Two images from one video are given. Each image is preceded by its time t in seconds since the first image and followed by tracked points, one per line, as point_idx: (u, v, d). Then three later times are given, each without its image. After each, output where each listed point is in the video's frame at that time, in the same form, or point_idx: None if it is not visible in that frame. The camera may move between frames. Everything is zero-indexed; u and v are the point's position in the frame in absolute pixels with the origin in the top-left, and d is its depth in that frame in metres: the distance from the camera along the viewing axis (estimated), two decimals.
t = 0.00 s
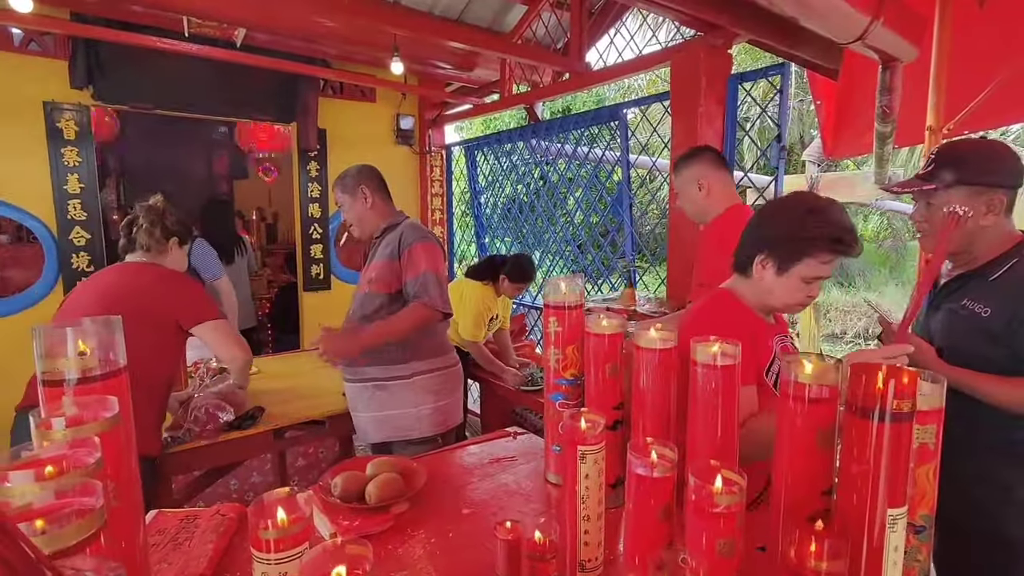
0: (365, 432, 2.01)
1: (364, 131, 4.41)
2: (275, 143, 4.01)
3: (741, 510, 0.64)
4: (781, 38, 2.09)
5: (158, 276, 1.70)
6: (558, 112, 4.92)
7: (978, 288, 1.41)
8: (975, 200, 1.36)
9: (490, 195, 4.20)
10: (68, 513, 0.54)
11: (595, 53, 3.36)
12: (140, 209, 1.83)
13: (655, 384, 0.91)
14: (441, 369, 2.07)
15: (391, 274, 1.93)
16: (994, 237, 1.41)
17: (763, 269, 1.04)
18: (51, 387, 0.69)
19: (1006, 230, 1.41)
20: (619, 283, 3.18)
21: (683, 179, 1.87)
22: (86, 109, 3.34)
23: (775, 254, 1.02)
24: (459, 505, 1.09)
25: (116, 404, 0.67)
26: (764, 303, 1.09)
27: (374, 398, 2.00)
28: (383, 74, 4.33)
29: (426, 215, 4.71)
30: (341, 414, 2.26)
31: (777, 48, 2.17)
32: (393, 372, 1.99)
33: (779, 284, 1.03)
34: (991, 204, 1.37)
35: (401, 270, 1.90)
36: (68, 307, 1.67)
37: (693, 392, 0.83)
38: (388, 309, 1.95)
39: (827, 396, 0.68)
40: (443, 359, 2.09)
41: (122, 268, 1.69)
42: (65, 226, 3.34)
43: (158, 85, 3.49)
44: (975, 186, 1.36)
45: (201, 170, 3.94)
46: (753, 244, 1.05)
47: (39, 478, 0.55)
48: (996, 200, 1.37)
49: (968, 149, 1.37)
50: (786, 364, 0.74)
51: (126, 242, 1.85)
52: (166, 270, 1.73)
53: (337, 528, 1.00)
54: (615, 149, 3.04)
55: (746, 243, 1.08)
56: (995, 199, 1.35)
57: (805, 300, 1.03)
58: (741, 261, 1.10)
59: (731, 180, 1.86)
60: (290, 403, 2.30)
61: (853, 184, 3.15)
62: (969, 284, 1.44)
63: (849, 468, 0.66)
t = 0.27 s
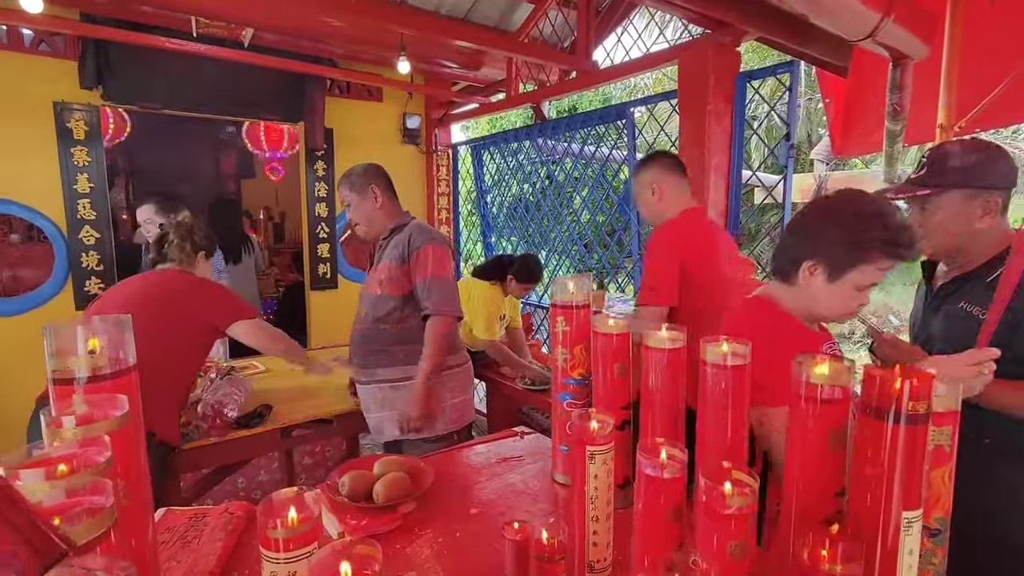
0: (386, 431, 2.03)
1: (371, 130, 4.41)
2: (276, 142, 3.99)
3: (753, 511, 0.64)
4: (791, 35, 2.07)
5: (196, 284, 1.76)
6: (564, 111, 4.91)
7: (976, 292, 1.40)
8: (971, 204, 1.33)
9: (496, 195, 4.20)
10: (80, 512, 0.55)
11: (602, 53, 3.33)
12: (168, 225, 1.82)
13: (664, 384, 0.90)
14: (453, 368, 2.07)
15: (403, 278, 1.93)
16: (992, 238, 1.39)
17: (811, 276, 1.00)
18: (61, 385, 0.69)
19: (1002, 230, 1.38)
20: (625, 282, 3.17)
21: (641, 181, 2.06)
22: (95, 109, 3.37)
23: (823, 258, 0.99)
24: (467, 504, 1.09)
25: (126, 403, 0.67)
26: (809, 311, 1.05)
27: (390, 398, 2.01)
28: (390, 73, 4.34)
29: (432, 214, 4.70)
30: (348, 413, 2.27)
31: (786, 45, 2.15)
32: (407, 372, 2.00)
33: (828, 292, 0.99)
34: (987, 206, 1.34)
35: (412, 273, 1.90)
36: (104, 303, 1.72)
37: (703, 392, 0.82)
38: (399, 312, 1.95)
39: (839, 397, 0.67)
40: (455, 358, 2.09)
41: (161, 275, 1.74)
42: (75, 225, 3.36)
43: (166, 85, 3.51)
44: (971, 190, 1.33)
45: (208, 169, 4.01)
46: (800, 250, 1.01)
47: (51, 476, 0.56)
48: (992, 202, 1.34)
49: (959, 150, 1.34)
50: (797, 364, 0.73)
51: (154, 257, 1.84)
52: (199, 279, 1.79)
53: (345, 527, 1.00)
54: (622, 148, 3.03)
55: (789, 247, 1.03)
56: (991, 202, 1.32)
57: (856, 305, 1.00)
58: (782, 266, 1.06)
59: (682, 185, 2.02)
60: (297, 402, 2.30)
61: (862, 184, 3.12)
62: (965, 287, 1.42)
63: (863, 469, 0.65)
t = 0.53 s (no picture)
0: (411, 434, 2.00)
1: (381, 129, 4.42)
2: (291, 142, 4.04)
3: (770, 513, 0.63)
4: (806, 32, 2.05)
5: (225, 294, 1.89)
6: (573, 109, 4.90)
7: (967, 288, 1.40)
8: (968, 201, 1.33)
9: (506, 193, 4.19)
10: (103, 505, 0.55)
11: (613, 49, 3.35)
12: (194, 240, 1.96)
13: (678, 384, 0.89)
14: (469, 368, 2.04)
15: (431, 282, 1.92)
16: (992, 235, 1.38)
17: (875, 280, 0.98)
18: (80, 382, 0.69)
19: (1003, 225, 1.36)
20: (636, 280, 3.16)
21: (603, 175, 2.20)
22: (111, 109, 3.41)
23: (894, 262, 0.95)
24: (478, 503, 1.09)
25: (143, 399, 0.68)
26: (870, 318, 1.03)
27: (410, 402, 1.98)
28: (401, 72, 4.35)
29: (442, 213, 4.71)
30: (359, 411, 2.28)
31: (801, 42, 2.12)
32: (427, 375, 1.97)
33: (893, 297, 0.97)
34: (984, 204, 1.33)
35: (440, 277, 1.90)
36: (138, 300, 1.81)
37: (717, 392, 0.82)
38: (422, 316, 1.94)
39: (858, 397, 0.66)
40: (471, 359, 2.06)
41: (195, 281, 1.85)
42: (91, 223, 3.40)
43: (179, 85, 3.55)
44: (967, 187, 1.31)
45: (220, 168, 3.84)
46: (868, 250, 0.98)
47: (73, 471, 0.57)
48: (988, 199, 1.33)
49: (966, 147, 1.30)
50: (815, 363, 0.71)
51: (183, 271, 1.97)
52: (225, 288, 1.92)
53: (358, 524, 1.00)
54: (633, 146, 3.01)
55: (852, 250, 1.01)
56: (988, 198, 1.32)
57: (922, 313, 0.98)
58: (843, 269, 1.03)
59: (642, 177, 2.15)
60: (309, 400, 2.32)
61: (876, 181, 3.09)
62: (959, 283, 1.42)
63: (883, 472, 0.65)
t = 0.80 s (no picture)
0: (428, 442, 1.92)
1: (398, 127, 4.44)
2: (311, 142, 4.09)
3: (795, 515, 0.62)
4: (829, 25, 2.01)
5: (251, 292, 1.93)
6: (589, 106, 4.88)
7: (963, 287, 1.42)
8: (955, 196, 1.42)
9: (522, 191, 4.19)
10: (132, 499, 0.55)
11: (631, 46, 3.34)
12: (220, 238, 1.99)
13: (699, 383, 0.88)
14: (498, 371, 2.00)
15: (469, 284, 1.89)
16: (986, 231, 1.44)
17: (960, 285, 0.94)
18: (109, 376, 0.71)
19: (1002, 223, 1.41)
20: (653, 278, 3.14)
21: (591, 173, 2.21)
22: (134, 110, 3.48)
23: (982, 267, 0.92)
24: (496, 500, 1.09)
25: (169, 395, 0.68)
26: (954, 325, 1.00)
27: (438, 407, 1.92)
28: (417, 70, 4.36)
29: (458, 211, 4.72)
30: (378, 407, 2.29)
31: (825, 35, 2.09)
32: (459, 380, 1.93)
33: (980, 304, 0.93)
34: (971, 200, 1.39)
35: (480, 280, 1.86)
36: (167, 297, 1.84)
37: (740, 392, 0.80)
38: (458, 320, 1.91)
39: (886, 398, 0.65)
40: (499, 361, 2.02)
41: (224, 278, 1.90)
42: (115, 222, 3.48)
43: (200, 86, 3.60)
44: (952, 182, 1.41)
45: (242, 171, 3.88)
46: (950, 251, 0.94)
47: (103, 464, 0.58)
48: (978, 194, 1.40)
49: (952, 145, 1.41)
50: (842, 363, 0.70)
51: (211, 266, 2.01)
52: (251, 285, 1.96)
53: (378, 520, 1.01)
54: (650, 142, 2.99)
55: (931, 255, 0.97)
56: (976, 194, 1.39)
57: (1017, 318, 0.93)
58: (921, 277, 1.00)
59: (631, 174, 2.16)
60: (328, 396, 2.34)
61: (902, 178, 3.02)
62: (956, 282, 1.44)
63: (913, 475, 0.64)
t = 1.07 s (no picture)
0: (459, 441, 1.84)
1: (417, 122, 4.45)
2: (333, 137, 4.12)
3: (825, 516, 0.60)
4: (859, 15, 1.96)
5: (271, 279, 1.91)
6: (608, 100, 4.84)
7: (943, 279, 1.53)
8: (940, 189, 1.54)
9: (540, 185, 4.17)
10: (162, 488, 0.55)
11: (653, 37, 3.27)
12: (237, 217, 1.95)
13: (723, 380, 0.86)
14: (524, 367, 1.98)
15: (504, 277, 1.85)
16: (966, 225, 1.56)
17: (992, 280, 0.91)
18: (137, 367, 0.71)
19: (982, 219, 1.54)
20: (673, 274, 3.10)
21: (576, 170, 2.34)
22: (159, 105, 3.54)
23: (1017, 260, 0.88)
24: (516, 495, 1.09)
25: (196, 386, 0.69)
26: (990, 321, 0.96)
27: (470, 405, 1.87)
28: (436, 65, 4.36)
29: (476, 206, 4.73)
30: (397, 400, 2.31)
31: (855, 25, 2.03)
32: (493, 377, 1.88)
33: (1017, 298, 0.89)
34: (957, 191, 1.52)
35: (519, 271, 1.84)
36: (185, 287, 1.82)
37: (766, 389, 0.79)
38: (492, 314, 1.87)
39: (921, 397, 0.63)
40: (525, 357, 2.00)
41: (241, 263, 1.87)
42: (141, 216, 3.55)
43: (223, 81, 3.65)
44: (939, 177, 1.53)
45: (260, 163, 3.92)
46: (983, 245, 0.91)
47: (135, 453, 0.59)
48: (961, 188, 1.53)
49: (953, 139, 1.51)
50: (872, 362, 0.68)
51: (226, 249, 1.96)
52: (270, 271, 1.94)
53: (399, 513, 1.02)
54: (671, 136, 2.95)
55: (963, 250, 0.94)
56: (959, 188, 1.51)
57: None
58: (954, 272, 0.97)
59: (615, 173, 2.30)
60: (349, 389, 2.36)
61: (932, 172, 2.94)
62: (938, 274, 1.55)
63: (949, 476, 0.63)
